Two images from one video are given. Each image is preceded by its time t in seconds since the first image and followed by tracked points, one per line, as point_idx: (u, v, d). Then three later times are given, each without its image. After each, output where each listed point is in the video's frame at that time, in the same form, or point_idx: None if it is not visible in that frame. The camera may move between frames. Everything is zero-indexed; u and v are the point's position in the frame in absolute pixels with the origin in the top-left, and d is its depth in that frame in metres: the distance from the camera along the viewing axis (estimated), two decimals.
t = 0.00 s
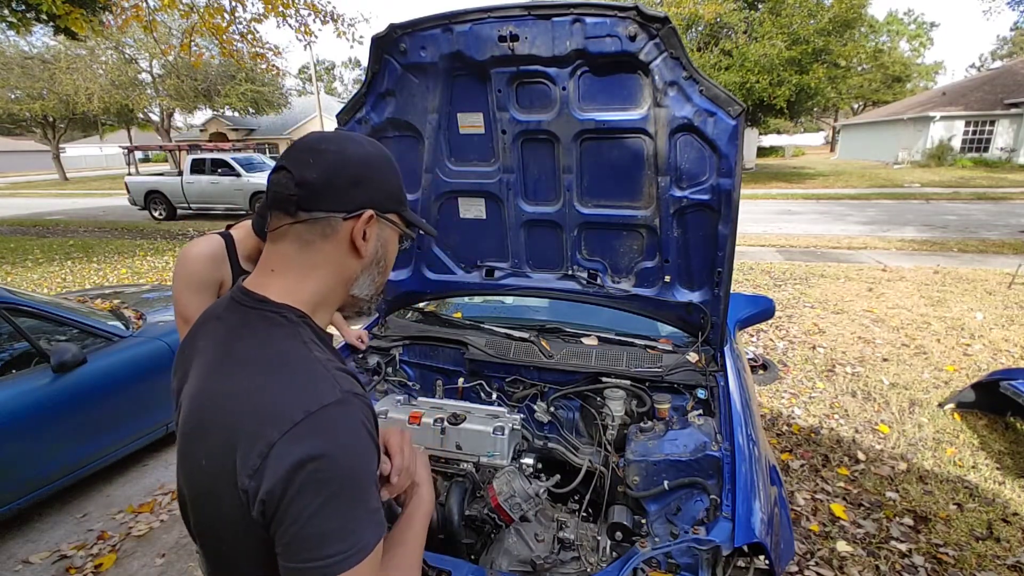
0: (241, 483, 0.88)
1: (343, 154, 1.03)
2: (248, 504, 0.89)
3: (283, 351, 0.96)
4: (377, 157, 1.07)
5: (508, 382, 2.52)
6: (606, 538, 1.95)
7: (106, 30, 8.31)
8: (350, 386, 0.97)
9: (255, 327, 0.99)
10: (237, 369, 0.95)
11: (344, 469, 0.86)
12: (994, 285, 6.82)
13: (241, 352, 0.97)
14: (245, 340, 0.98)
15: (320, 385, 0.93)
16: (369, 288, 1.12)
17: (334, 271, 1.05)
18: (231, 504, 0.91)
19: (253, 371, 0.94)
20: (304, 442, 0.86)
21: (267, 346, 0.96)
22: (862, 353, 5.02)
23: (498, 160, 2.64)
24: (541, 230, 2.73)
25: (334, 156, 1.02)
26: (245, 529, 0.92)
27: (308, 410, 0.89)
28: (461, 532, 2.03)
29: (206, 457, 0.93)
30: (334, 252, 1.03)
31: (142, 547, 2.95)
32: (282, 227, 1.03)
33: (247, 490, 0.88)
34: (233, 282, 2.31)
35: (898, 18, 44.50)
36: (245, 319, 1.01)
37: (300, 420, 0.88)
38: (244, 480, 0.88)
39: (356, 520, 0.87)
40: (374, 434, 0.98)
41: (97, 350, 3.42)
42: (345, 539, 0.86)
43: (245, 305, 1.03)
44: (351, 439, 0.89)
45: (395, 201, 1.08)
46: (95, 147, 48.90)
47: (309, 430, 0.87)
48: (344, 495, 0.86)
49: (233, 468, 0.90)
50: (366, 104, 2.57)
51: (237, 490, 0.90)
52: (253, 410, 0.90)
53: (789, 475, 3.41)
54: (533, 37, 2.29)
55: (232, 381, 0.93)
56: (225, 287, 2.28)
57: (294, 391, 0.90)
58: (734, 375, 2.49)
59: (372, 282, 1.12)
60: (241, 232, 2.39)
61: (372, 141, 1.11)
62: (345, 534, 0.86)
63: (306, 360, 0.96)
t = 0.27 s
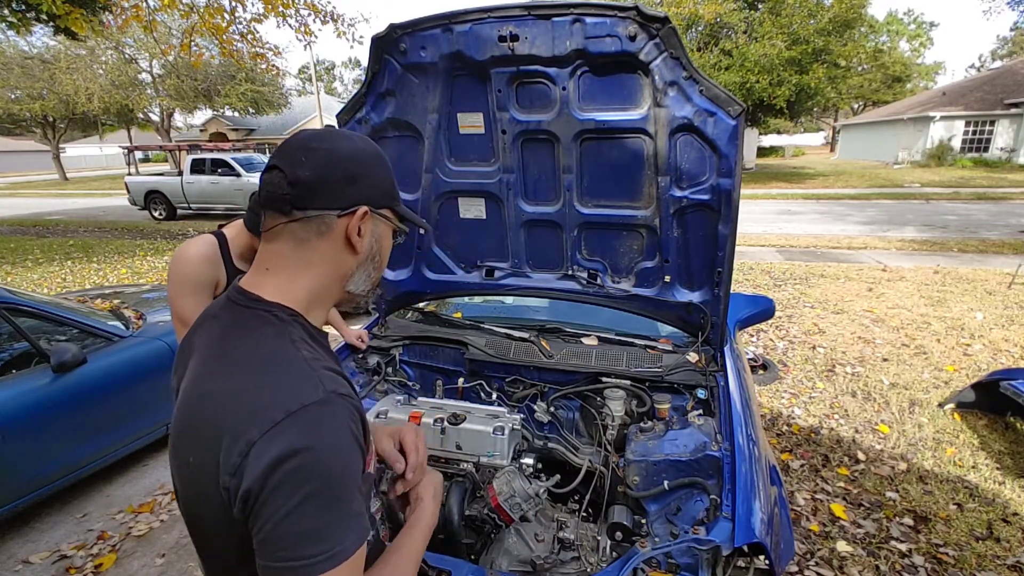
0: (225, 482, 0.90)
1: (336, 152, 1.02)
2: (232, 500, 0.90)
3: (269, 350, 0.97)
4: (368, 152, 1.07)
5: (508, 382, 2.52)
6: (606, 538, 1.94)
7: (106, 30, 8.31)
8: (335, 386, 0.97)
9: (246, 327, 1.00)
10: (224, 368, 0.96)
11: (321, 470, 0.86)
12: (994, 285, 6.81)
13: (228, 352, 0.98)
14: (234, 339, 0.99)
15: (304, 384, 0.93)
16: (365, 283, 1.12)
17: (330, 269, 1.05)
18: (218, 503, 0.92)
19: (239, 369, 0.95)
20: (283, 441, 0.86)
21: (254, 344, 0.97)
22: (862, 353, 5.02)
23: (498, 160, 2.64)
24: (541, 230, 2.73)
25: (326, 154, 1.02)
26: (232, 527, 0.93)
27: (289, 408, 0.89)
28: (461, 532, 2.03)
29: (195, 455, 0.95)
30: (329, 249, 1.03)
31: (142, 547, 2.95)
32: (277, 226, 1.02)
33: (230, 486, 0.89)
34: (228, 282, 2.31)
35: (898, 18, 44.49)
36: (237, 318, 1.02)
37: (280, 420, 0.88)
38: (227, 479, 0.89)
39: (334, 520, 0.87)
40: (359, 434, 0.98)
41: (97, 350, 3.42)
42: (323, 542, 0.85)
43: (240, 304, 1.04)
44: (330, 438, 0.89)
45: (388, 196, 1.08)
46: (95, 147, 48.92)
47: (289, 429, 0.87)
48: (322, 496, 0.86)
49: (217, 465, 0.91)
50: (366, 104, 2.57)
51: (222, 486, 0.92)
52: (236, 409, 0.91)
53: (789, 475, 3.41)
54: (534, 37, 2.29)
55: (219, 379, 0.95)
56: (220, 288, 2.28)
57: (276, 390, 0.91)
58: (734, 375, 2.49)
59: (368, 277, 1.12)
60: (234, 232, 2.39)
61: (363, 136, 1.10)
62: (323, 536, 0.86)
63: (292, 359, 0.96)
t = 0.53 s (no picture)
0: (212, 482, 0.90)
1: (324, 149, 1.03)
2: (219, 499, 0.91)
3: (256, 350, 0.97)
4: (355, 148, 1.07)
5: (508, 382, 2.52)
6: (606, 538, 1.94)
7: (106, 30, 8.31)
8: (321, 385, 0.97)
9: (234, 327, 1.00)
10: (211, 367, 0.96)
11: (305, 470, 0.86)
12: (994, 285, 6.82)
13: (215, 352, 0.98)
14: (221, 339, 0.99)
15: (288, 384, 0.93)
16: (357, 279, 1.13)
17: (323, 266, 1.06)
18: (206, 502, 0.93)
19: (225, 369, 0.95)
20: (266, 442, 0.87)
21: (240, 345, 0.97)
22: (862, 353, 5.02)
23: (498, 160, 2.64)
24: (541, 230, 2.73)
25: (314, 151, 1.02)
26: (222, 525, 0.94)
27: (272, 409, 0.90)
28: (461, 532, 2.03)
29: (183, 454, 0.95)
30: (321, 246, 1.04)
31: (142, 547, 2.95)
32: (268, 226, 1.02)
33: (216, 486, 0.90)
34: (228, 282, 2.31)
35: (898, 18, 44.49)
36: (225, 318, 1.01)
37: (263, 420, 0.88)
38: (214, 478, 0.90)
39: (318, 519, 0.87)
40: (347, 431, 0.98)
41: (97, 350, 3.42)
42: (308, 541, 0.86)
43: (230, 304, 1.03)
44: (313, 438, 0.89)
45: (377, 191, 1.09)
46: (95, 147, 48.92)
47: (272, 430, 0.88)
48: (306, 495, 0.86)
49: (204, 465, 0.92)
50: (366, 104, 2.57)
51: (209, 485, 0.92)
52: (220, 409, 0.91)
53: (789, 475, 3.41)
54: (534, 37, 2.29)
55: (205, 379, 0.95)
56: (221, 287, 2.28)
57: (261, 390, 0.91)
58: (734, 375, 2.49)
59: (360, 273, 1.13)
60: (234, 231, 2.39)
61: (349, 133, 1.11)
62: (309, 535, 0.86)
63: (278, 358, 0.96)
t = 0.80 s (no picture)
0: (205, 480, 0.91)
1: (335, 150, 1.03)
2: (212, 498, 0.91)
3: (257, 350, 0.97)
4: (365, 148, 1.08)
5: (508, 382, 2.52)
6: (606, 538, 1.94)
7: (106, 30, 8.31)
8: (319, 389, 0.97)
9: (240, 326, 1.00)
10: (211, 367, 0.97)
11: (294, 476, 0.86)
12: (994, 285, 6.82)
13: (218, 351, 0.99)
14: (225, 338, 1.00)
15: (284, 388, 0.93)
16: (368, 278, 1.12)
17: (334, 265, 1.05)
18: (199, 500, 0.94)
19: (226, 369, 0.96)
20: (258, 445, 0.86)
21: (242, 345, 0.98)
22: (862, 353, 5.02)
23: (498, 160, 2.64)
24: (541, 230, 2.73)
25: (326, 152, 1.02)
26: (213, 523, 0.95)
27: (268, 412, 0.89)
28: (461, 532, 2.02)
29: (180, 450, 0.96)
30: (333, 246, 1.03)
31: (142, 547, 2.95)
32: (280, 226, 1.02)
33: (209, 485, 0.90)
34: (231, 281, 2.31)
35: (898, 19, 44.44)
36: (232, 318, 1.02)
37: (257, 423, 0.88)
38: (206, 478, 0.90)
39: (306, 526, 0.87)
40: (342, 438, 0.97)
41: (97, 350, 3.42)
42: (293, 547, 0.86)
43: (240, 303, 1.04)
44: (306, 445, 0.89)
45: (386, 191, 1.10)
46: (96, 147, 48.93)
47: (264, 433, 0.87)
48: (293, 502, 0.86)
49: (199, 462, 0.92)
50: (366, 104, 2.57)
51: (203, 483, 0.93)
52: (217, 409, 0.91)
53: (789, 475, 3.42)
54: (533, 37, 2.29)
55: (206, 378, 0.96)
56: (224, 286, 2.28)
57: (258, 392, 0.91)
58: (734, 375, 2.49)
59: (371, 272, 1.12)
60: (237, 231, 2.39)
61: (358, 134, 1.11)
62: (295, 541, 0.86)
63: (278, 361, 0.96)
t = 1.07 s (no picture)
0: (232, 472, 0.90)
1: (348, 152, 1.04)
2: (236, 491, 0.91)
3: (280, 343, 0.97)
4: (378, 153, 1.09)
5: (508, 382, 2.52)
6: (606, 538, 1.94)
7: (106, 30, 8.31)
8: (342, 381, 0.97)
9: (257, 321, 1.00)
10: (234, 360, 0.96)
11: (324, 466, 0.86)
12: (994, 285, 6.81)
13: (239, 344, 0.98)
14: (245, 332, 0.99)
15: (310, 378, 0.93)
16: (374, 279, 1.13)
17: (344, 265, 1.06)
18: (223, 493, 0.93)
19: (249, 361, 0.95)
20: (287, 435, 0.86)
21: (264, 338, 0.98)
22: (862, 353, 5.02)
23: (498, 160, 2.64)
24: (541, 230, 2.73)
25: (339, 154, 1.03)
26: (237, 516, 0.94)
27: (295, 402, 0.89)
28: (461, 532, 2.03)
29: (202, 443, 0.95)
30: (343, 247, 1.04)
31: (142, 547, 2.95)
32: (292, 225, 1.02)
33: (235, 477, 0.90)
34: (234, 281, 2.31)
35: (898, 19, 44.45)
36: (250, 312, 1.01)
37: (285, 413, 0.88)
38: (234, 469, 0.90)
39: (334, 516, 0.87)
40: (365, 429, 0.97)
41: (97, 350, 3.42)
42: (322, 536, 0.86)
43: (252, 298, 1.04)
44: (334, 434, 0.89)
45: (396, 195, 1.10)
46: (96, 147, 48.94)
47: (293, 423, 0.87)
48: (322, 491, 0.86)
49: (224, 455, 0.92)
50: (366, 104, 2.57)
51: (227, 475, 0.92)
52: (242, 401, 0.91)
53: (788, 475, 3.42)
54: (533, 37, 2.29)
55: (229, 371, 0.96)
56: (227, 286, 2.28)
57: (284, 384, 0.91)
58: (734, 375, 2.49)
59: (378, 274, 1.13)
60: (241, 231, 2.40)
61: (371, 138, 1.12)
62: (323, 531, 0.86)
63: (301, 354, 0.96)
